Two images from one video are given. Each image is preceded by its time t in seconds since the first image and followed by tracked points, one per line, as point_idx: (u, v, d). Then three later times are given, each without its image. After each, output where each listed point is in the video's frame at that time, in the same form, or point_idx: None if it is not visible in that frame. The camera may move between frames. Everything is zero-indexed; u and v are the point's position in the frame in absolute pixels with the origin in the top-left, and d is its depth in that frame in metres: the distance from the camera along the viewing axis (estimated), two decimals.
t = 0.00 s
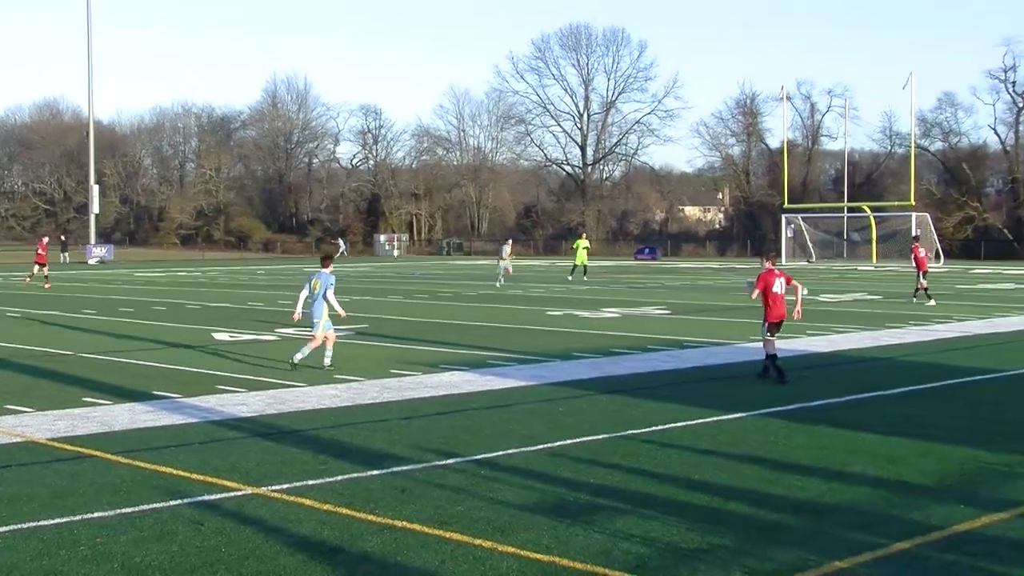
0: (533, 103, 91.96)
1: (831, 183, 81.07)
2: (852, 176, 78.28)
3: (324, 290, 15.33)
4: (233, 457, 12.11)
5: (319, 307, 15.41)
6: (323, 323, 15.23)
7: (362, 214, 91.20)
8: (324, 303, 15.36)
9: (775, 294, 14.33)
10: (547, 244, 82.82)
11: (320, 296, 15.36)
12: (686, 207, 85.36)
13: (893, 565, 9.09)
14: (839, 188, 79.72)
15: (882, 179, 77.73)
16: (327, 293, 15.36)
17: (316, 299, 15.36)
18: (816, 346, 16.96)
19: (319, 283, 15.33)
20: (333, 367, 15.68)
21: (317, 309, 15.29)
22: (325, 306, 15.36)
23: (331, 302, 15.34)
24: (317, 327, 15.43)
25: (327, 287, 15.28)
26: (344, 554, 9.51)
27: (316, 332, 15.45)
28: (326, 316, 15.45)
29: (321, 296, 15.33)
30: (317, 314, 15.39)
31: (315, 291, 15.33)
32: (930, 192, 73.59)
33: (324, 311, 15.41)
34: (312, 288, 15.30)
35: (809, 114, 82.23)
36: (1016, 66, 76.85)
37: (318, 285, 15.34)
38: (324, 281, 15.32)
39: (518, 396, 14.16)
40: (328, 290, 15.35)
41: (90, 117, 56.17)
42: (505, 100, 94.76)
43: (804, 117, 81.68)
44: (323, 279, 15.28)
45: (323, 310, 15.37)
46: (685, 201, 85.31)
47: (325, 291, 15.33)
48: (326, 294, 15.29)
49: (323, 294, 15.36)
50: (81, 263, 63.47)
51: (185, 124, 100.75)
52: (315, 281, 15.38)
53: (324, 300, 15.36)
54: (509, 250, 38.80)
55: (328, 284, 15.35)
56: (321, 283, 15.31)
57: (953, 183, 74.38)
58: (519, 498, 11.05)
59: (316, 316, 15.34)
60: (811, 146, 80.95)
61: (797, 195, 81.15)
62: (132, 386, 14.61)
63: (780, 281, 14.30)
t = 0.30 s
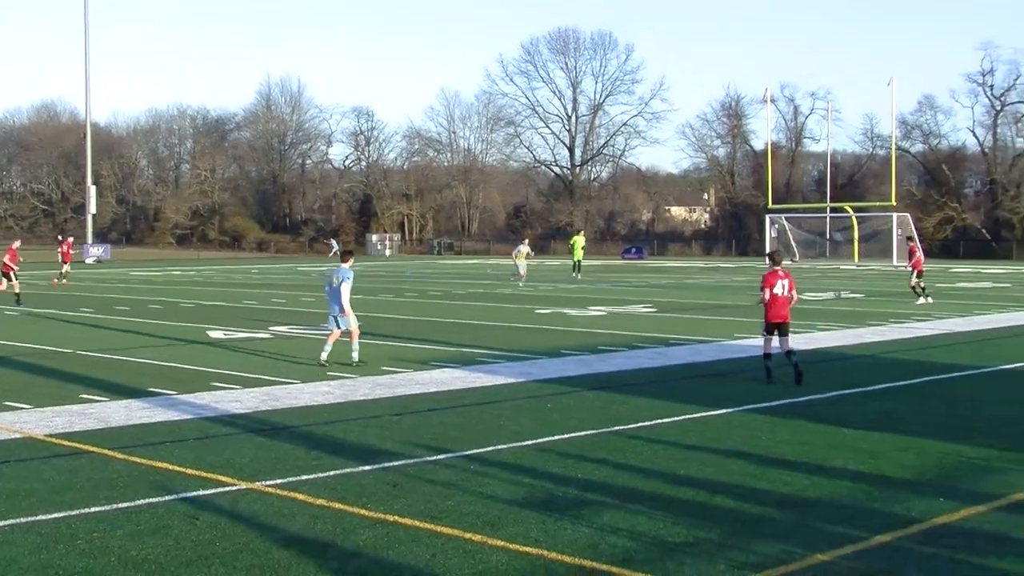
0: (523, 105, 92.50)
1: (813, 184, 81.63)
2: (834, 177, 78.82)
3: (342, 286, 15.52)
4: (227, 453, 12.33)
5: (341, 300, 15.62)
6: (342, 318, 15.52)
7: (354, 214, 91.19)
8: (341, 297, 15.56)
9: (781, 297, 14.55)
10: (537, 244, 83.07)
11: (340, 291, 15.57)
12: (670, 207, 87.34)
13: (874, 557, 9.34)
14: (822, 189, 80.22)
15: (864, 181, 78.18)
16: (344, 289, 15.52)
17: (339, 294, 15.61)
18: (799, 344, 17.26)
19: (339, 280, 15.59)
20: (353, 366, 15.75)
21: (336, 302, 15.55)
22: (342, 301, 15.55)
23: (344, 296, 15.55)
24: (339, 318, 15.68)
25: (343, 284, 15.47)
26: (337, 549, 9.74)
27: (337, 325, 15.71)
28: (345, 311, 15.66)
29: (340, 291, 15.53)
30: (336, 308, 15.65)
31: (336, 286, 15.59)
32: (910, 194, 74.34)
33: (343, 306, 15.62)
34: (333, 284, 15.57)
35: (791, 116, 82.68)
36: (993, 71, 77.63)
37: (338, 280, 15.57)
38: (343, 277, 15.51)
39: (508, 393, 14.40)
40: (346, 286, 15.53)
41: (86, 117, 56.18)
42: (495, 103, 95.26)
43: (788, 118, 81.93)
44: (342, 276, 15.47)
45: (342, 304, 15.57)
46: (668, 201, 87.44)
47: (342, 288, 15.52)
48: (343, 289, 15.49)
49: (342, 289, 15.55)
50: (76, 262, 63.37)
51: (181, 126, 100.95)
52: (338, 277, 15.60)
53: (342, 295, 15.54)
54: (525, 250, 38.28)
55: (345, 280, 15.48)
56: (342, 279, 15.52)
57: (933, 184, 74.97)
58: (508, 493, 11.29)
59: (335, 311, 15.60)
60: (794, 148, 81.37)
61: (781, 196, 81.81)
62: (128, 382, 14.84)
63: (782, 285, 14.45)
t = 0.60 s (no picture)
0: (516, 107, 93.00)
1: (801, 184, 82.23)
2: (821, 177, 79.18)
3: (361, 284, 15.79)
4: (226, 448, 12.58)
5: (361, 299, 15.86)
6: (365, 315, 15.76)
7: (351, 213, 91.20)
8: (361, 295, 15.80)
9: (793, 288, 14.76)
10: (529, 243, 82.99)
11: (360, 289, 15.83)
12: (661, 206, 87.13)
13: (857, 549, 9.60)
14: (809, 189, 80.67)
15: (850, 181, 78.50)
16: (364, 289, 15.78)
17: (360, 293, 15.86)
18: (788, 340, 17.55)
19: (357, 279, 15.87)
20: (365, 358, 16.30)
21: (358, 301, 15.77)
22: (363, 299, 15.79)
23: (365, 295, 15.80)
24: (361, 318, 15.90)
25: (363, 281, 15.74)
26: (333, 543, 9.97)
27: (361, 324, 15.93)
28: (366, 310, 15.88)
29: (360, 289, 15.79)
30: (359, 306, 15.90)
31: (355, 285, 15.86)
32: (893, 193, 74.82)
33: (364, 304, 15.85)
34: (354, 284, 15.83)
35: (780, 118, 83.19)
36: (976, 73, 78.17)
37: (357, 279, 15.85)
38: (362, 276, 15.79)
39: (501, 389, 14.66)
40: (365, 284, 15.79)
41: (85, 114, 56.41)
42: (489, 104, 95.71)
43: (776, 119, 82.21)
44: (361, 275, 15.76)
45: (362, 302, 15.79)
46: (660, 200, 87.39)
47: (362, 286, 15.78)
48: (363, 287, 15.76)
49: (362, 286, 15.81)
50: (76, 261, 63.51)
51: (180, 128, 101.30)
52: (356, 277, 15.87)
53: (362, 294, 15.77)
54: (541, 248, 37.56)
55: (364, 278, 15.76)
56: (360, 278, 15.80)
57: (918, 184, 75.49)
58: (502, 487, 11.55)
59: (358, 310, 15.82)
60: (781, 148, 81.72)
61: (769, 195, 82.33)
62: (130, 378, 15.10)
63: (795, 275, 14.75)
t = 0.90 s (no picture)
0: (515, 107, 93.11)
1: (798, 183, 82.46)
2: (816, 176, 79.23)
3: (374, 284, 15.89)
4: (229, 443, 12.75)
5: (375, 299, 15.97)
6: (379, 313, 15.91)
7: (352, 212, 91.26)
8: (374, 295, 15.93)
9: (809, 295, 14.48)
10: (528, 241, 82.99)
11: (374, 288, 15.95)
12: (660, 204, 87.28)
13: (851, 542, 9.79)
14: (804, 187, 80.71)
15: (846, 180, 78.59)
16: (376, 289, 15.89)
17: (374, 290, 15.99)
18: (784, 337, 17.71)
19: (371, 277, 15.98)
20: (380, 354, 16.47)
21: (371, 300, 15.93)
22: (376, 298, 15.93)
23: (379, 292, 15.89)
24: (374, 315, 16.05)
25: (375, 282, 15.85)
26: (335, 537, 10.15)
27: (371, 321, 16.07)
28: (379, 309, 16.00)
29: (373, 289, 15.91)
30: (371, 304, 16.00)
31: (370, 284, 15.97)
32: (889, 192, 75.00)
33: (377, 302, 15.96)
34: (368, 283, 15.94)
35: (776, 117, 83.28)
36: (971, 73, 78.20)
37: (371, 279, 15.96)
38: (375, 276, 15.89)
39: (500, 385, 14.82)
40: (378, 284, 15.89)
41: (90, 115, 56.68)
42: (488, 103, 95.92)
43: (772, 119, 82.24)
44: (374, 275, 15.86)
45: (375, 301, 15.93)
46: (658, 199, 87.59)
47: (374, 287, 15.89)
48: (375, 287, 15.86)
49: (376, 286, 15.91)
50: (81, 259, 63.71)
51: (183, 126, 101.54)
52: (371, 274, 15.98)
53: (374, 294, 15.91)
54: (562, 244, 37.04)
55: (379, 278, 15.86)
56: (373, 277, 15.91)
57: (912, 184, 75.58)
58: (502, 482, 11.73)
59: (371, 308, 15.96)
60: (778, 147, 81.87)
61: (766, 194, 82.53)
62: (134, 374, 15.27)
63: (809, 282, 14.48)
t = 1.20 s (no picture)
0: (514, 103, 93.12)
1: (796, 179, 82.59)
2: (814, 173, 79.18)
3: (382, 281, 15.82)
4: (227, 439, 12.76)
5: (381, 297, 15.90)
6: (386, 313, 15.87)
7: (350, 208, 91.24)
8: (379, 293, 15.86)
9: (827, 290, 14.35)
10: (526, 237, 83.07)
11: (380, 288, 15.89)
12: (658, 201, 87.30)
13: (849, 539, 9.79)
14: (803, 184, 80.69)
15: (844, 176, 78.63)
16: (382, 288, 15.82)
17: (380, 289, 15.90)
18: (783, 334, 17.73)
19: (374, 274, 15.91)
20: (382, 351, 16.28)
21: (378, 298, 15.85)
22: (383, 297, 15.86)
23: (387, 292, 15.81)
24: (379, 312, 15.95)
25: (382, 281, 15.79)
26: (334, 533, 10.15)
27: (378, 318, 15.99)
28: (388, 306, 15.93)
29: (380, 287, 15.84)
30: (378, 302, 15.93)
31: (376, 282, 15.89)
32: (887, 188, 75.15)
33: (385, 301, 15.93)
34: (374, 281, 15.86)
35: (774, 113, 83.37)
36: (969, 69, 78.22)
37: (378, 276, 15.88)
38: (382, 273, 15.82)
39: (498, 382, 14.82)
40: (385, 283, 15.83)
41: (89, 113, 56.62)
42: (487, 99, 96.02)
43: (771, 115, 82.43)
44: (379, 273, 15.78)
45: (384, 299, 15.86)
46: (656, 195, 87.63)
47: (380, 286, 15.83)
48: (383, 286, 15.80)
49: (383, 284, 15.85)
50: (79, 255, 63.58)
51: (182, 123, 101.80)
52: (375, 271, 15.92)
53: (381, 293, 15.84)
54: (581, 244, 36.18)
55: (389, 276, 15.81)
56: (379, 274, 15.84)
57: (910, 180, 75.65)
58: (500, 478, 11.73)
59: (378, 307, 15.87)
60: (776, 144, 82.02)
61: (764, 190, 82.70)
62: (132, 371, 15.26)
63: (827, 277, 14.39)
